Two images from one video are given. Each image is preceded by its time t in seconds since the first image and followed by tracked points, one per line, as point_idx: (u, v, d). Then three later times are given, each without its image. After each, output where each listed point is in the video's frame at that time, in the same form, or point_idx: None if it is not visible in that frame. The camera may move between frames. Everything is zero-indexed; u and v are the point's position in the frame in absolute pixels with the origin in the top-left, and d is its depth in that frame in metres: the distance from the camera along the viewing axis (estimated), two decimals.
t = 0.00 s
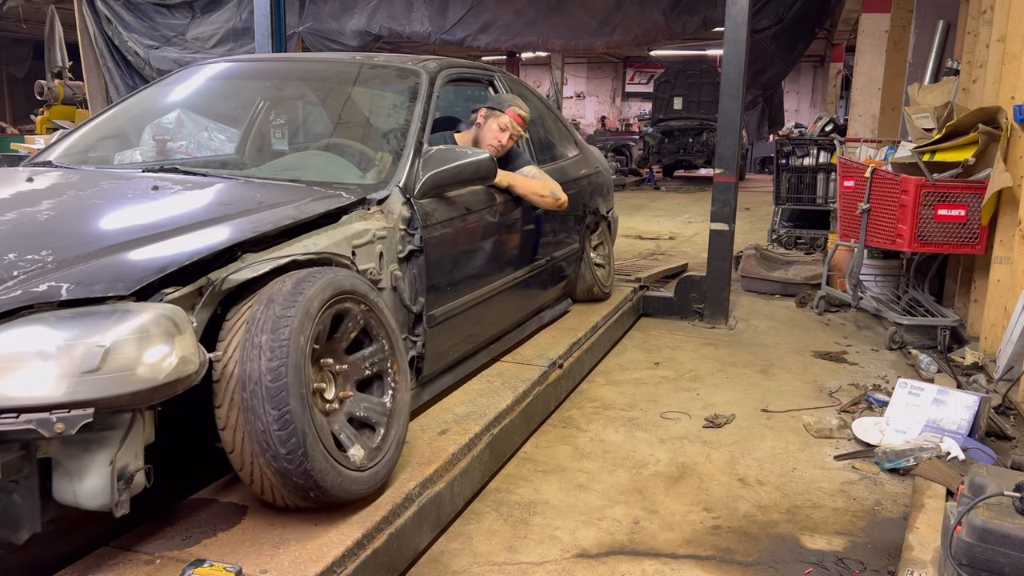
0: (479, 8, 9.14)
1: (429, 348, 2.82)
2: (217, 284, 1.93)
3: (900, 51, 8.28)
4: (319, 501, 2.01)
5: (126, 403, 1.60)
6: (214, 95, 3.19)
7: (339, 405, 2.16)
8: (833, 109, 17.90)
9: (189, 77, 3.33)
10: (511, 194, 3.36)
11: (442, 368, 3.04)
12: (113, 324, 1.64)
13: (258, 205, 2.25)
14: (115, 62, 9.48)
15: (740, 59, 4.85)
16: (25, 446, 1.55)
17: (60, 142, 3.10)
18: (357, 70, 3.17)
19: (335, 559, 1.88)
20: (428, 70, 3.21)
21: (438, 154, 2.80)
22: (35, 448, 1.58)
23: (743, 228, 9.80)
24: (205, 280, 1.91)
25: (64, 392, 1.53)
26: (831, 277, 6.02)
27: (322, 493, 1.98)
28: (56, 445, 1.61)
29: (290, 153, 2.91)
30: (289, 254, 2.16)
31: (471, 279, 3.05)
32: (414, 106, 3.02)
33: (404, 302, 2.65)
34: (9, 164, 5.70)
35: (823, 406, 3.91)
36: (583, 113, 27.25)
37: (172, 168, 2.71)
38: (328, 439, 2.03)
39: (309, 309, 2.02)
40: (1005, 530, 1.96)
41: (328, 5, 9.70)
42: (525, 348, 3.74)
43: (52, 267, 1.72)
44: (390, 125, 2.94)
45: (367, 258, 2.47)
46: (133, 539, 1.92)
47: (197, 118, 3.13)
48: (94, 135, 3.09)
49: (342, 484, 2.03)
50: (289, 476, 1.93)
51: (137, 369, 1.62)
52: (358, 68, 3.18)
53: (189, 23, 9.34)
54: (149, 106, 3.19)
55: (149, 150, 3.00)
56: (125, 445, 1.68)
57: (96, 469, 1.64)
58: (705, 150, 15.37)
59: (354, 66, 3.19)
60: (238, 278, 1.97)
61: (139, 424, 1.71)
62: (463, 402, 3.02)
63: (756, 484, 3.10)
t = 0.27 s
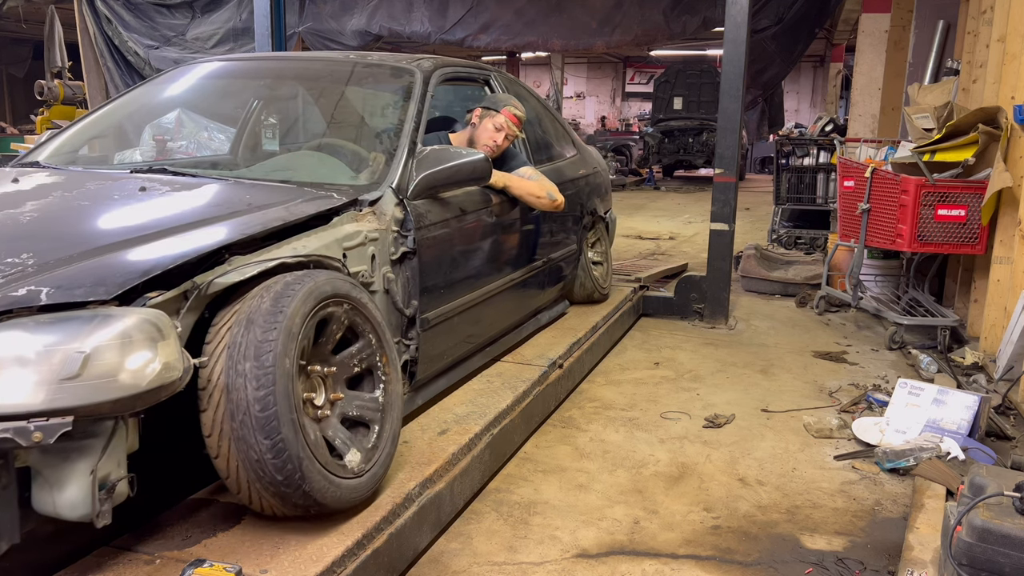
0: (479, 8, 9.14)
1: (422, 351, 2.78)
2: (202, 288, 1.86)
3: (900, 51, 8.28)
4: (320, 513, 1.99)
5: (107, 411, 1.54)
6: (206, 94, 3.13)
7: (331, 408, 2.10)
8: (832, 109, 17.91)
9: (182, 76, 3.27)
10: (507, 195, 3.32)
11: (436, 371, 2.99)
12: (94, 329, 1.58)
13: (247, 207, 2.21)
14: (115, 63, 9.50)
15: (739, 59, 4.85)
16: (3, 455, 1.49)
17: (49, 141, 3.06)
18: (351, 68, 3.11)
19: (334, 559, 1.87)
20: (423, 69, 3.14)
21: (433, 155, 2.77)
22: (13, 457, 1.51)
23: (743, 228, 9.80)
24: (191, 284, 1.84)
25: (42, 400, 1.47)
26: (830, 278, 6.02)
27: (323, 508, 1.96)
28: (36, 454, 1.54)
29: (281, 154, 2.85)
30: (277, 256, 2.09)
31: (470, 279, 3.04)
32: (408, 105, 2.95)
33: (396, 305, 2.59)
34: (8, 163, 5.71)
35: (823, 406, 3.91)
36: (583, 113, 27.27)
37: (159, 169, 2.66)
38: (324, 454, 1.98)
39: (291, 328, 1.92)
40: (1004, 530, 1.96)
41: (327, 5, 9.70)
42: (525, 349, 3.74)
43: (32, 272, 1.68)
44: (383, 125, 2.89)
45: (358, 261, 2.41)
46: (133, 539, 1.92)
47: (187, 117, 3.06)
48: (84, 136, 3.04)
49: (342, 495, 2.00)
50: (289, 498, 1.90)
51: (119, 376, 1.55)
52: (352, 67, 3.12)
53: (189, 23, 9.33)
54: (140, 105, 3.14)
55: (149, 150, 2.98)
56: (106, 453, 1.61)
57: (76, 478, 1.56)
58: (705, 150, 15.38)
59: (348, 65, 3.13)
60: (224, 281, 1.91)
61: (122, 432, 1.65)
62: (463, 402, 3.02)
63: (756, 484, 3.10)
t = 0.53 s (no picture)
0: (479, 8, 9.14)
1: (413, 356, 2.71)
2: (185, 293, 1.80)
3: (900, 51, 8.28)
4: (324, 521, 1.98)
5: (82, 421, 1.48)
6: (196, 93, 3.07)
7: (320, 412, 2.05)
8: (832, 109, 17.92)
9: (173, 76, 3.22)
10: (502, 196, 3.28)
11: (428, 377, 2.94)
12: (70, 336, 1.51)
13: (234, 209, 2.12)
14: (115, 63, 9.52)
15: (740, 59, 4.85)
16: None
17: (33, 143, 2.98)
18: (343, 68, 3.05)
19: (335, 559, 1.88)
20: (415, 68, 3.09)
21: (425, 155, 2.70)
22: None
23: (743, 228, 9.80)
24: (172, 288, 1.78)
25: (14, 410, 1.41)
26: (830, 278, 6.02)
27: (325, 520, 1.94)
28: (9, 465, 1.48)
29: (272, 154, 2.78)
30: (263, 259, 2.03)
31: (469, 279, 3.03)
32: (401, 105, 2.90)
33: (387, 309, 2.53)
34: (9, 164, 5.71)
35: (823, 406, 3.91)
36: (583, 113, 27.27)
37: (146, 169, 2.59)
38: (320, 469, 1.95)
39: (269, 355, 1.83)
40: (1004, 530, 1.96)
41: (328, 5, 9.70)
42: (526, 349, 3.74)
43: (7, 276, 1.61)
44: (375, 125, 2.83)
45: (347, 264, 2.34)
46: (133, 539, 1.92)
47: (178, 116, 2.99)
48: (73, 135, 2.97)
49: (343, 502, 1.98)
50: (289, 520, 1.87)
51: (96, 384, 1.50)
52: (344, 66, 3.07)
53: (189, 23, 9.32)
54: (131, 105, 3.08)
55: (149, 150, 2.90)
56: (83, 464, 1.54)
57: (51, 490, 1.50)
58: (705, 150, 15.38)
59: (339, 64, 3.08)
60: (208, 285, 1.84)
61: (101, 442, 1.57)
62: (463, 402, 3.02)
63: (756, 484, 3.10)
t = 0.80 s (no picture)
0: (479, 8, 9.14)
1: (406, 361, 2.66)
2: (167, 298, 1.75)
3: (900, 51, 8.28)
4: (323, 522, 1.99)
5: (58, 431, 1.43)
6: (187, 93, 3.06)
7: (309, 414, 2.01)
8: (832, 109, 17.93)
9: (162, 75, 3.20)
10: (498, 198, 3.24)
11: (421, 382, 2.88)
12: (45, 344, 1.47)
13: (221, 211, 2.09)
14: (115, 63, 9.53)
15: (740, 59, 4.85)
16: None
17: (20, 145, 2.95)
18: (335, 67, 3.03)
19: (335, 559, 1.88)
20: (409, 67, 3.06)
21: (418, 155, 2.65)
22: None
23: (743, 228, 9.80)
24: (153, 293, 1.72)
25: None
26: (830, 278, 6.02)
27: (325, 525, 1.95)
28: None
29: (261, 154, 2.76)
30: (249, 263, 1.98)
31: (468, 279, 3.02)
32: (393, 105, 2.87)
33: (379, 313, 2.49)
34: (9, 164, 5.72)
35: (823, 406, 3.91)
36: (583, 113, 27.28)
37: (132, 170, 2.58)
38: (315, 480, 1.93)
39: (252, 385, 1.76)
40: (1005, 530, 1.96)
41: (328, 5, 9.71)
42: (526, 349, 3.75)
43: None
44: (367, 125, 2.81)
45: (337, 267, 2.30)
46: (134, 539, 1.92)
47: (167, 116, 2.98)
48: (61, 134, 2.96)
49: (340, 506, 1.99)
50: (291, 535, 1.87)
51: (73, 394, 1.45)
52: (336, 65, 3.04)
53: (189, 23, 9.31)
54: (120, 104, 3.07)
55: (149, 150, 2.89)
56: (61, 476, 1.50)
57: (26, 504, 1.45)
58: (705, 150, 15.39)
59: (331, 63, 3.05)
60: (191, 290, 1.79)
61: (78, 452, 1.53)
62: (463, 402, 3.02)
63: (756, 484, 3.10)
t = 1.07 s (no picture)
0: (479, 8, 9.14)
1: (401, 363, 2.65)
2: (158, 300, 1.74)
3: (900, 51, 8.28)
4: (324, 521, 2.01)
5: (47, 436, 1.42)
6: (183, 93, 3.05)
7: (304, 415, 2.00)
8: (832, 109, 17.93)
9: (157, 74, 3.20)
10: (495, 198, 3.23)
11: (418, 385, 2.87)
12: (33, 348, 1.45)
13: (213, 212, 2.09)
14: (115, 63, 9.54)
15: (740, 59, 4.85)
16: None
17: (15, 145, 2.94)
18: (331, 66, 3.03)
19: (335, 558, 1.88)
20: (406, 67, 3.06)
21: (415, 156, 2.65)
22: None
23: (743, 228, 9.81)
24: (145, 295, 1.72)
25: None
26: (830, 278, 6.02)
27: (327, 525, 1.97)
28: None
29: (257, 155, 2.76)
30: (243, 264, 1.98)
31: (468, 279, 3.02)
32: (389, 105, 2.87)
33: (374, 315, 2.50)
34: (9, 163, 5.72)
35: (823, 406, 3.91)
36: (583, 113, 27.28)
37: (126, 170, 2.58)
38: (313, 484, 1.93)
39: (245, 400, 1.74)
40: (1005, 530, 1.96)
41: (328, 5, 9.71)
42: (526, 349, 3.75)
43: None
44: (363, 125, 2.81)
45: (332, 269, 2.31)
46: (136, 540, 1.92)
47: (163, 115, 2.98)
48: (55, 133, 2.95)
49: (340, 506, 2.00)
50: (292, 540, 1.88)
51: (61, 398, 1.44)
52: (333, 65, 3.04)
53: (189, 23, 9.31)
54: (115, 103, 3.06)
55: (149, 150, 2.89)
56: (49, 481, 1.49)
57: (14, 510, 1.44)
58: (705, 150, 15.39)
59: (327, 62, 3.05)
60: (184, 292, 1.79)
61: (68, 456, 1.53)
62: (462, 402, 3.02)
63: (756, 484, 3.10)
